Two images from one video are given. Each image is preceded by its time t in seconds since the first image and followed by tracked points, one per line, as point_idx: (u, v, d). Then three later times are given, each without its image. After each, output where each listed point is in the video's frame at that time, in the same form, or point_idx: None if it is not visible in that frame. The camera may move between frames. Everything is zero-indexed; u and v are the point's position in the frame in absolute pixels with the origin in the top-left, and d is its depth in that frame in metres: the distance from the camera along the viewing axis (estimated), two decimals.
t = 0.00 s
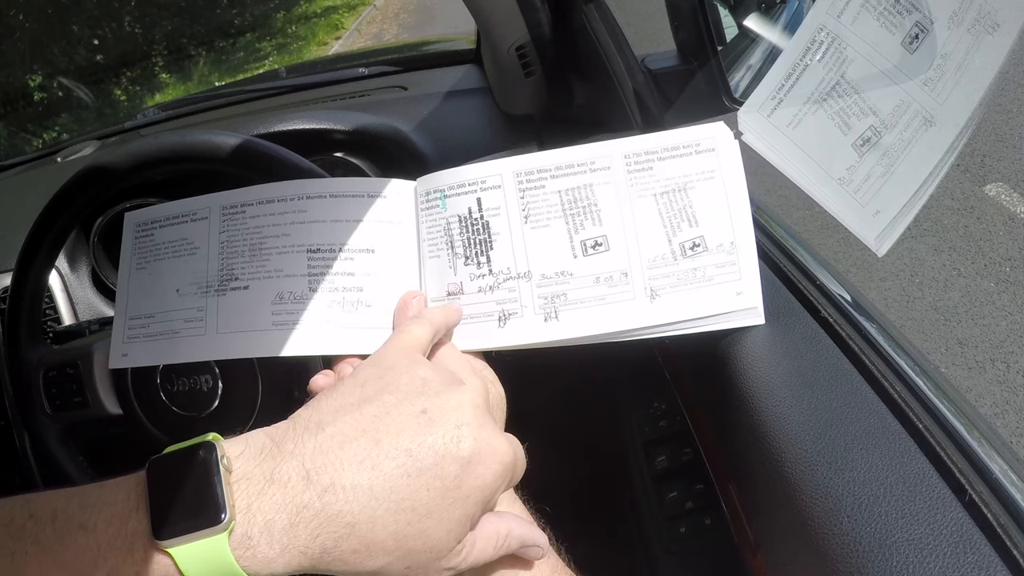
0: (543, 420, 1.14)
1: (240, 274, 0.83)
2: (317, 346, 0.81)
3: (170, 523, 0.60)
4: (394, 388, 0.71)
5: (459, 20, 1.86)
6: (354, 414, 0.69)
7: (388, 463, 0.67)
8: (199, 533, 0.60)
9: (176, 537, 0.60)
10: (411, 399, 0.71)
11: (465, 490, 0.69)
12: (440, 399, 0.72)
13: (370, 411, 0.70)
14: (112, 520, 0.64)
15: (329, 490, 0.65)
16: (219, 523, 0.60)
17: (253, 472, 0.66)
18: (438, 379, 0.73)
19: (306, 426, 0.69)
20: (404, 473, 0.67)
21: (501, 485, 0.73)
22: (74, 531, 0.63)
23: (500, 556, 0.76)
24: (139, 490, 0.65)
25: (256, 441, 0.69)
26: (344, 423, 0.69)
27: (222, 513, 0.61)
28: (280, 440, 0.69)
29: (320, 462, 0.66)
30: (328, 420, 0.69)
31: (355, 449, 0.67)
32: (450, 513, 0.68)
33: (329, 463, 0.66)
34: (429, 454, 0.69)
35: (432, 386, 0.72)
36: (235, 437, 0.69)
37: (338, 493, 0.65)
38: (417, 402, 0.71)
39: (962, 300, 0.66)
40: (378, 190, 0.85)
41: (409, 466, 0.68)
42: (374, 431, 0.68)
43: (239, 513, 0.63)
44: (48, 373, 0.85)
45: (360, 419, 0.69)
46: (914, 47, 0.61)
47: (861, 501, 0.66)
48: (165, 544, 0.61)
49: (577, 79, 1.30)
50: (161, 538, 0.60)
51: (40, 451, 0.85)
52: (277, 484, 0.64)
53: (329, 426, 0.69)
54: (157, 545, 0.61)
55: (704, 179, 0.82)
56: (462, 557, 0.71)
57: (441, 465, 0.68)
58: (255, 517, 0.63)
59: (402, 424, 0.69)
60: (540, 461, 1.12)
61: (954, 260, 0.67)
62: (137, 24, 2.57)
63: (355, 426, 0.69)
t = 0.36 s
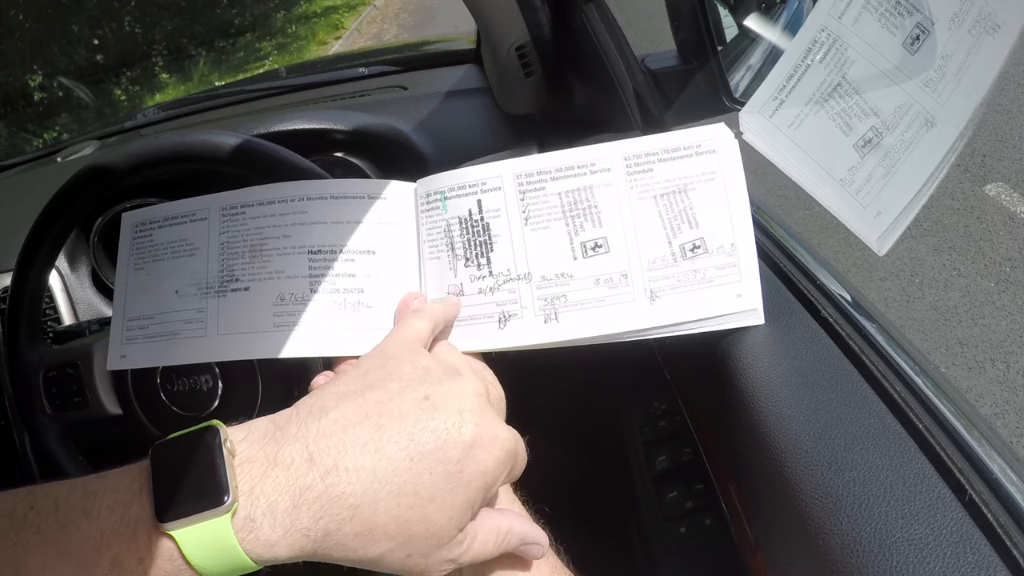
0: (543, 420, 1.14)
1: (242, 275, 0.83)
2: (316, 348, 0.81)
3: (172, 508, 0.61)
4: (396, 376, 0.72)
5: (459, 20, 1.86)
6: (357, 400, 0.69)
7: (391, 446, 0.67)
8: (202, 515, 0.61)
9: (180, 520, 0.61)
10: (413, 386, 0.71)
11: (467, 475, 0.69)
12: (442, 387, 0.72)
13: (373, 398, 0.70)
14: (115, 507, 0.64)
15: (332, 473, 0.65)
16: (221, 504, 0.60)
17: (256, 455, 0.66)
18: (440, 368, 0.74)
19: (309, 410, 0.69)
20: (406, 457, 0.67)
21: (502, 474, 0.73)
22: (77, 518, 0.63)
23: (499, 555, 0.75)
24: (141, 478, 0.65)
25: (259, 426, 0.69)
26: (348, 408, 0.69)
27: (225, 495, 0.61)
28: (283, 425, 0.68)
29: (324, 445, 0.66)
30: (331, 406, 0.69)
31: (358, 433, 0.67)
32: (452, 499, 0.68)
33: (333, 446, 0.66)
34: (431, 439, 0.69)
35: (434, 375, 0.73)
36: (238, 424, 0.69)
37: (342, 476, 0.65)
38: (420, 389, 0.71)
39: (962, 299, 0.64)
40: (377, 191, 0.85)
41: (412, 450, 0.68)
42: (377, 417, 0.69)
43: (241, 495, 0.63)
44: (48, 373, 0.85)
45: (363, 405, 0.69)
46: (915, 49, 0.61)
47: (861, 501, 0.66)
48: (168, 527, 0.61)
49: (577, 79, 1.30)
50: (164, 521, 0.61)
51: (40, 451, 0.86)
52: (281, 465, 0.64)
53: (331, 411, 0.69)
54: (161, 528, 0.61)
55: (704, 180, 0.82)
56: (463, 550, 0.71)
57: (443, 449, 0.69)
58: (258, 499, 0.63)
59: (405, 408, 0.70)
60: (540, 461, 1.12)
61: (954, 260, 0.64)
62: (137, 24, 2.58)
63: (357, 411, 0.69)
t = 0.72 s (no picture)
0: (542, 421, 1.14)
1: (245, 276, 0.83)
2: (319, 351, 0.82)
3: (177, 506, 0.61)
4: (405, 382, 0.72)
5: (459, 20, 1.86)
6: (366, 404, 0.70)
7: (398, 451, 0.67)
8: (208, 514, 0.61)
9: (186, 519, 0.61)
10: (422, 393, 0.72)
11: (472, 483, 0.70)
12: (450, 394, 0.72)
13: (382, 402, 0.70)
14: (120, 508, 0.64)
15: (339, 475, 0.65)
16: (227, 503, 0.60)
17: (263, 455, 0.66)
18: (449, 376, 0.74)
19: (317, 412, 0.69)
20: (414, 462, 0.67)
21: (506, 484, 0.73)
22: (83, 519, 0.63)
23: (498, 570, 0.74)
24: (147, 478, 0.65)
25: (266, 427, 0.69)
26: (357, 411, 0.69)
27: (230, 494, 0.61)
28: (290, 426, 0.69)
29: (331, 446, 0.66)
30: (340, 408, 0.69)
31: (366, 437, 0.67)
32: (455, 507, 0.68)
33: (341, 448, 0.66)
34: (438, 446, 0.69)
35: (443, 383, 0.73)
36: (243, 425, 0.70)
37: (348, 478, 0.65)
38: (428, 396, 0.71)
39: (963, 300, 0.63)
40: (379, 193, 0.85)
41: (419, 455, 0.68)
42: (385, 421, 0.69)
43: (248, 494, 0.63)
44: (48, 373, 0.85)
45: (372, 409, 0.69)
46: (915, 55, 0.61)
47: (861, 501, 0.66)
48: (174, 527, 0.61)
49: (577, 78, 1.30)
50: (169, 521, 0.61)
51: (40, 451, 0.85)
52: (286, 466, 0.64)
53: (340, 414, 0.69)
54: (167, 528, 0.61)
55: (709, 185, 0.82)
56: (461, 564, 0.69)
57: (449, 457, 0.69)
58: (264, 499, 0.63)
59: (413, 414, 0.70)
60: (541, 462, 1.12)
61: (954, 260, 0.63)
62: (137, 24, 2.58)
63: (366, 415, 0.69)
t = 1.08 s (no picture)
0: (540, 421, 1.14)
1: (240, 281, 0.83)
2: (316, 354, 0.82)
3: (175, 506, 0.61)
4: (403, 381, 0.72)
5: (459, 20, 1.86)
6: (363, 403, 0.70)
7: (395, 449, 0.67)
8: (206, 513, 0.61)
9: (183, 517, 0.61)
10: (419, 391, 0.72)
11: (470, 481, 0.69)
12: (447, 393, 0.73)
13: (379, 401, 0.70)
14: (119, 507, 0.64)
15: (336, 473, 0.65)
16: (225, 501, 0.60)
17: (261, 454, 0.66)
18: (446, 375, 0.74)
19: (316, 411, 0.69)
20: (411, 460, 0.67)
21: (504, 482, 0.73)
22: (81, 517, 0.63)
23: (496, 569, 0.74)
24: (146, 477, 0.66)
25: (264, 425, 0.69)
26: (354, 410, 0.69)
27: (229, 492, 0.61)
28: (288, 424, 0.69)
29: (329, 444, 0.66)
30: (337, 406, 0.69)
31: (363, 435, 0.67)
32: (453, 504, 0.68)
33: (338, 446, 0.66)
34: (435, 443, 0.69)
35: (439, 381, 0.73)
36: (241, 424, 0.70)
37: (345, 476, 0.65)
38: (426, 394, 0.72)
39: (963, 300, 0.62)
40: (374, 196, 0.85)
41: (416, 453, 0.68)
42: (383, 419, 0.69)
43: (245, 492, 0.63)
44: (48, 373, 0.84)
45: (369, 408, 0.69)
46: (916, 51, 0.61)
47: (861, 501, 0.66)
48: (171, 526, 0.61)
49: (577, 78, 1.30)
50: (167, 519, 0.61)
51: (40, 451, 0.85)
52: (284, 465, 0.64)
53: (337, 412, 0.69)
54: (164, 526, 0.61)
55: (704, 185, 0.82)
56: (460, 563, 0.69)
57: (447, 455, 0.69)
58: (262, 497, 0.63)
59: (410, 412, 0.70)
60: (538, 461, 1.12)
61: (953, 260, 0.63)
62: (137, 23, 2.58)
63: (363, 413, 0.69)
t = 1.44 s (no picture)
0: (538, 420, 1.14)
1: (238, 284, 0.83)
2: (314, 355, 0.82)
3: (174, 505, 0.61)
4: (399, 380, 0.72)
5: (459, 20, 1.86)
6: (361, 402, 0.70)
7: (392, 448, 0.67)
8: (203, 512, 0.61)
9: (181, 516, 0.61)
10: (416, 390, 0.72)
11: (467, 479, 0.69)
12: (444, 391, 0.73)
13: (376, 400, 0.70)
14: (116, 506, 0.64)
15: (333, 472, 0.65)
16: (222, 500, 0.60)
17: (258, 453, 0.66)
18: (443, 374, 0.74)
19: (313, 410, 0.69)
20: (408, 459, 0.67)
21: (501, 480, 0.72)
22: (79, 516, 0.63)
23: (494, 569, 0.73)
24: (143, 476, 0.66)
25: (261, 425, 0.69)
26: (351, 410, 0.69)
27: (226, 491, 0.61)
28: (285, 424, 0.69)
29: (325, 443, 0.66)
30: (334, 405, 0.69)
31: (360, 434, 0.67)
32: (450, 503, 0.68)
33: (334, 445, 0.66)
34: (432, 443, 0.69)
35: (436, 381, 0.73)
36: (238, 423, 0.70)
37: (342, 475, 0.65)
38: (422, 393, 0.71)
39: (963, 300, 0.62)
40: (372, 197, 0.85)
41: (413, 452, 0.68)
42: (380, 418, 0.69)
43: (242, 491, 0.63)
44: (48, 373, 0.84)
45: (366, 407, 0.69)
46: (915, 48, 0.61)
47: (861, 501, 0.66)
48: (168, 524, 0.61)
49: (577, 78, 1.30)
50: (165, 517, 0.61)
51: (39, 451, 0.85)
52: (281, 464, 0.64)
53: (334, 411, 0.69)
54: (162, 525, 0.61)
55: (700, 183, 0.82)
56: (456, 564, 0.69)
57: (443, 453, 0.69)
58: (259, 496, 0.63)
59: (406, 411, 0.70)
60: (536, 461, 1.12)
61: (953, 260, 0.63)
62: (137, 23, 2.58)
63: (360, 412, 0.69)
